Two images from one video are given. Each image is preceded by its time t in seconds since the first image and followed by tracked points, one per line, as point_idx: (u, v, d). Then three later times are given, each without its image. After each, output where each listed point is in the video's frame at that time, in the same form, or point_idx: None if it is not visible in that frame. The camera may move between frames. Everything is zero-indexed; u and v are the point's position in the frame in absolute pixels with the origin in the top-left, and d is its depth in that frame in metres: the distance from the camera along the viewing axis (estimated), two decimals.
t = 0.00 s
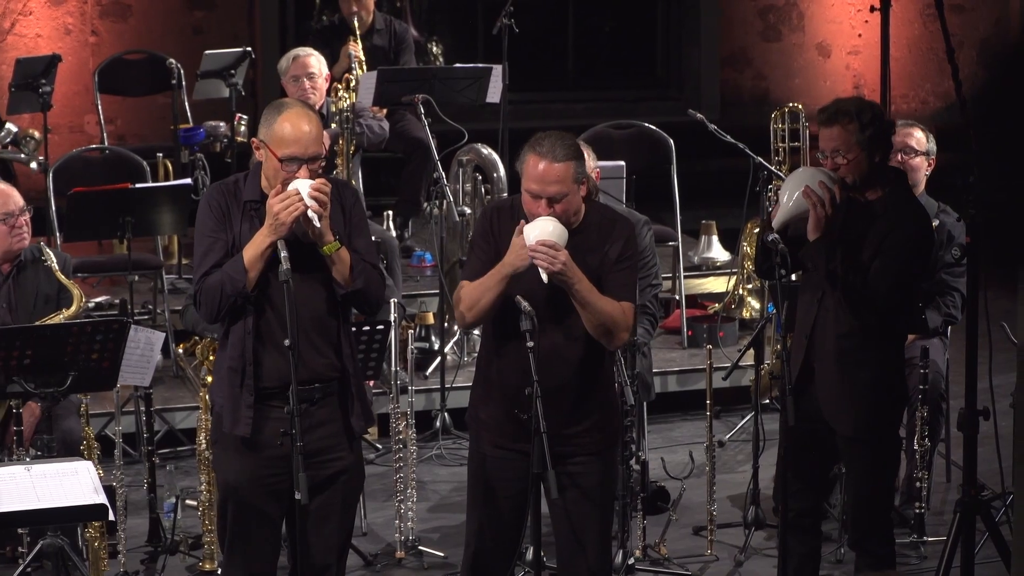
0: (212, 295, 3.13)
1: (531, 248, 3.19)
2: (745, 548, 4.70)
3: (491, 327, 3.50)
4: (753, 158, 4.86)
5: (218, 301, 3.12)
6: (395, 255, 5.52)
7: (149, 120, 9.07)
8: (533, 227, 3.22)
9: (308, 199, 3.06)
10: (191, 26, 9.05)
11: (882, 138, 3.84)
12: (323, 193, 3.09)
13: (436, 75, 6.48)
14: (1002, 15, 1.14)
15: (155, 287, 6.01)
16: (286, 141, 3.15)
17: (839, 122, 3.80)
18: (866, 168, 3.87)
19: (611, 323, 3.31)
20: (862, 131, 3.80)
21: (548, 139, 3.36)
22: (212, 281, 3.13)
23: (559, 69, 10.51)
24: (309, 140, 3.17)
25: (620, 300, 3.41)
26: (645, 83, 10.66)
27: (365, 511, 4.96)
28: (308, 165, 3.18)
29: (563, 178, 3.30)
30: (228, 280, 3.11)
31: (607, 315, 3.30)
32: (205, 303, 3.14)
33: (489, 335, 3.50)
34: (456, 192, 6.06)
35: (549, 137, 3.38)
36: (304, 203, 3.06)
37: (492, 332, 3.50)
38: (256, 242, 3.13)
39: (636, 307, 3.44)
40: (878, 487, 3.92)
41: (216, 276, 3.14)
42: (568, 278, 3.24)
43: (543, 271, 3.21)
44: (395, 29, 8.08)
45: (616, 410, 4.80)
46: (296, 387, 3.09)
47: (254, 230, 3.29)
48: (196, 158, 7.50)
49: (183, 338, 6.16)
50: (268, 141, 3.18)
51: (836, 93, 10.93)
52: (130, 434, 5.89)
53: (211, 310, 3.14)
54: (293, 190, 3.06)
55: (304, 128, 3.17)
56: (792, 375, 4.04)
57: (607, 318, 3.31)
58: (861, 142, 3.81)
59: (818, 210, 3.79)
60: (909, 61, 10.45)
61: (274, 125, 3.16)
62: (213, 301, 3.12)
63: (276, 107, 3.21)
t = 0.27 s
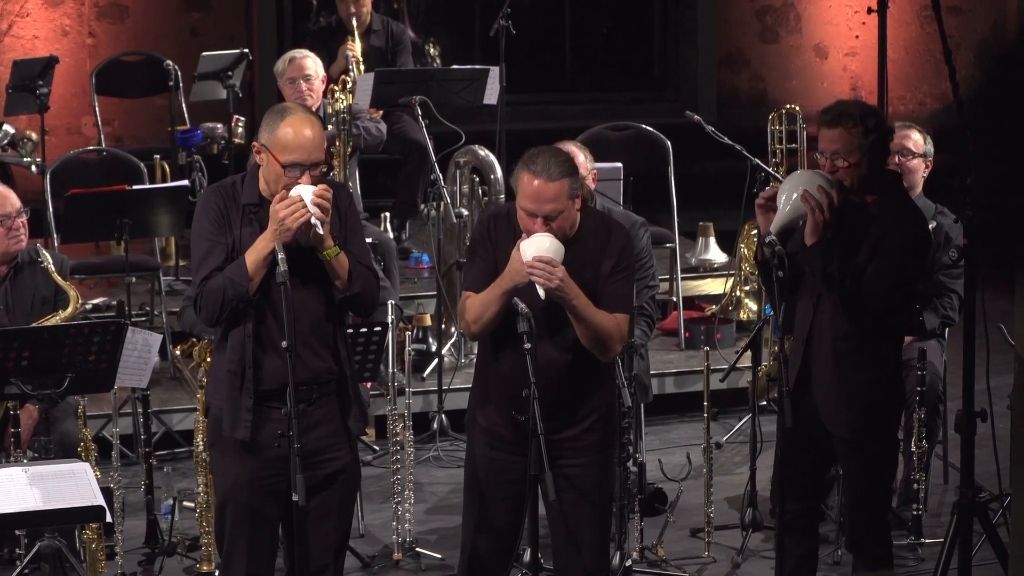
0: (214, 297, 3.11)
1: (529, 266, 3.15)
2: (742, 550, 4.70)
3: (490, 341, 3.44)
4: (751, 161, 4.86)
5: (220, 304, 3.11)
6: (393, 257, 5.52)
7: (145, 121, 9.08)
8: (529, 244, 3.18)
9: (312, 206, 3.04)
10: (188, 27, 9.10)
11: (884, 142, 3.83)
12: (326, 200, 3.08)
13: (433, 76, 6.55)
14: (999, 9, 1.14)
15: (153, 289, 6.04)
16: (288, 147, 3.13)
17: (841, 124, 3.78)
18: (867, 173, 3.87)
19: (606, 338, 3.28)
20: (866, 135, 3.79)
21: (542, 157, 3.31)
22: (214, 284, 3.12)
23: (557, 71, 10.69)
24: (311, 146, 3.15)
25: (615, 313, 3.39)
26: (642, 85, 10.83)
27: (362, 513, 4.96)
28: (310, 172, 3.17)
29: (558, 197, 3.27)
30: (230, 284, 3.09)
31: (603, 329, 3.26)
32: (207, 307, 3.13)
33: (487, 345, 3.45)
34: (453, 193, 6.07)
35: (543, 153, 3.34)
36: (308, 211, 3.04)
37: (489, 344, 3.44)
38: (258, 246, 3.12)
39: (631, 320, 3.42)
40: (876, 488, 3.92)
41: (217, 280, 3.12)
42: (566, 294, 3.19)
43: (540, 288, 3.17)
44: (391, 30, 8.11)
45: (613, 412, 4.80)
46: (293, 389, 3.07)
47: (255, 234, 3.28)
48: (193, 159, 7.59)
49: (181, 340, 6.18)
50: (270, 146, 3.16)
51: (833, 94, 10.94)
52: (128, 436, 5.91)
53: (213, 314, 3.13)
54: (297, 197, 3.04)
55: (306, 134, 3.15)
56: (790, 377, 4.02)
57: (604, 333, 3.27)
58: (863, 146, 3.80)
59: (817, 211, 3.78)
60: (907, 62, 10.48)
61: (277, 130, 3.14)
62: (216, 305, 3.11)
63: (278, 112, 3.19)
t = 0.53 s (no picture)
0: (220, 299, 3.10)
1: (529, 277, 3.12)
2: (739, 551, 4.69)
3: (491, 346, 3.41)
4: (748, 162, 4.87)
5: (227, 304, 3.09)
6: (389, 259, 5.53)
7: (143, 123, 9.11)
8: (530, 253, 3.15)
9: (318, 213, 3.04)
10: (185, 29, 9.11)
11: (875, 144, 3.84)
12: (333, 206, 3.08)
13: (430, 78, 6.59)
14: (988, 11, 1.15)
15: (151, 291, 6.08)
16: (295, 152, 3.13)
17: (831, 128, 3.79)
18: (859, 176, 3.87)
19: (607, 346, 3.27)
20: (855, 137, 3.80)
21: (531, 168, 3.30)
22: (220, 286, 3.10)
23: (555, 72, 10.80)
24: (318, 152, 3.15)
25: (614, 319, 3.38)
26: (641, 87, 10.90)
27: (359, 515, 4.96)
28: (316, 179, 3.17)
29: (553, 207, 3.27)
30: (237, 286, 3.08)
31: (605, 337, 3.25)
32: (213, 309, 3.11)
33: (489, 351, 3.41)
34: (450, 195, 6.07)
35: (535, 163, 3.33)
36: (315, 218, 3.04)
37: (492, 351, 3.41)
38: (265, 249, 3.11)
39: (630, 325, 3.40)
40: (874, 489, 3.91)
41: (224, 282, 3.10)
42: (567, 303, 3.16)
43: (540, 299, 3.15)
44: (388, 32, 8.14)
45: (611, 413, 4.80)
46: (289, 389, 3.05)
47: (258, 237, 3.27)
48: (189, 160, 7.65)
49: (178, 342, 6.20)
50: (277, 151, 3.14)
51: (830, 96, 10.91)
52: (125, 437, 5.92)
53: (218, 316, 3.11)
54: (305, 202, 3.04)
55: (312, 140, 3.14)
56: (788, 379, 4.01)
57: (605, 342, 3.26)
58: (853, 148, 3.81)
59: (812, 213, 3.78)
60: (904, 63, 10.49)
61: (284, 136, 3.13)
62: (222, 307, 3.10)
63: (285, 117, 3.17)
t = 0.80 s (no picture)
0: (230, 301, 3.07)
1: (528, 278, 3.13)
2: (738, 553, 4.69)
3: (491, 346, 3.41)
4: (746, 164, 4.87)
5: (239, 305, 3.06)
6: (388, 261, 5.52)
7: (143, 124, 9.12)
8: (529, 255, 3.17)
9: (330, 217, 3.03)
10: (184, 31, 9.12)
11: (870, 145, 3.84)
12: (344, 210, 3.07)
13: (429, 80, 6.61)
14: (982, 10, 1.15)
15: (150, 292, 6.10)
16: (308, 153, 3.11)
17: (826, 130, 3.79)
18: (855, 178, 3.87)
19: (608, 347, 3.25)
20: (850, 138, 3.80)
21: (537, 168, 3.31)
22: (231, 287, 3.07)
23: (553, 73, 10.80)
24: (330, 154, 3.13)
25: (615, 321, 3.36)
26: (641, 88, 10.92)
27: (358, 516, 4.96)
28: (327, 181, 3.15)
29: (555, 209, 3.26)
30: (249, 288, 3.06)
31: (606, 339, 3.23)
32: (224, 311, 3.08)
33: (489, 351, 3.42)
34: (448, 196, 6.07)
35: (539, 164, 3.33)
36: (328, 221, 3.03)
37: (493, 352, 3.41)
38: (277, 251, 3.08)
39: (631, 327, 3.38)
40: (874, 491, 3.90)
41: (235, 283, 3.08)
42: (568, 305, 3.16)
43: (541, 300, 3.15)
44: (387, 33, 8.15)
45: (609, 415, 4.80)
46: (288, 391, 3.03)
47: (267, 239, 3.23)
48: (188, 161, 7.66)
49: (176, 344, 6.21)
50: (289, 152, 3.12)
51: (829, 97, 10.93)
52: (124, 439, 5.93)
53: (229, 316, 3.08)
54: (318, 206, 3.03)
55: (324, 141, 3.13)
56: (787, 383, 4.00)
57: (604, 344, 3.24)
58: (848, 149, 3.82)
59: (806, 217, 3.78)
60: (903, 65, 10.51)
61: (297, 138, 3.11)
62: (232, 308, 3.07)
63: (297, 119, 3.16)
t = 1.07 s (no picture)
0: (243, 299, 3.01)
1: (529, 272, 3.12)
2: (737, 554, 4.69)
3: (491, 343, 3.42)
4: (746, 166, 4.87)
5: (252, 302, 3.00)
6: (388, 262, 5.53)
7: (142, 125, 9.13)
8: (530, 250, 3.16)
9: (343, 212, 3.00)
10: (183, 32, 9.12)
11: (865, 147, 3.83)
12: (355, 205, 3.05)
13: (428, 81, 6.62)
14: (977, 14, 1.14)
15: (150, 294, 6.11)
16: (320, 149, 3.10)
17: (821, 133, 3.79)
18: (850, 180, 3.86)
19: (606, 345, 3.23)
20: (844, 141, 3.79)
21: (542, 162, 3.30)
22: (244, 284, 3.01)
23: (552, 74, 10.80)
24: (339, 151, 3.12)
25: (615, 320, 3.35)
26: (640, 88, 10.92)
27: (357, 517, 4.96)
28: (337, 177, 3.15)
29: (558, 204, 3.26)
30: (262, 283, 3.00)
31: (605, 337, 3.22)
32: (236, 308, 3.02)
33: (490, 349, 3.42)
34: (447, 197, 6.07)
35: (544, 159, 3.33)
36: (342, 217, 3.00)
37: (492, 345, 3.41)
38: (289, 247, 3.03)
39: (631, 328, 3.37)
40: (874, 492, 3.90)
41: (247, 280, 3.02)
42: (566, 300, 3.15)
43: (540, 294, 3.13)
44: (385, 34, 8.14)
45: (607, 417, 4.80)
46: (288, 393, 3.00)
47: (276, 238, 3.20)
48: (186, 161, 7.67)
49: (176, 345, 6.21)
50: (300, 148, 3.11)
51: (829, 101, 10.86)
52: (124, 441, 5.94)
53: (241, 314, 3.03)
54: (329, 200, 3.01)
55: (332, 138, 3.12)
56: (787, 386, 4.00)
57: (605, 341, 3.23)
58: (843, 152, 3.81)
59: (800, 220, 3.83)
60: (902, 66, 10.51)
61: (307, 134, 3.11)
62: (244, 306, 3.01)
63: (305, 116, 3.16)
